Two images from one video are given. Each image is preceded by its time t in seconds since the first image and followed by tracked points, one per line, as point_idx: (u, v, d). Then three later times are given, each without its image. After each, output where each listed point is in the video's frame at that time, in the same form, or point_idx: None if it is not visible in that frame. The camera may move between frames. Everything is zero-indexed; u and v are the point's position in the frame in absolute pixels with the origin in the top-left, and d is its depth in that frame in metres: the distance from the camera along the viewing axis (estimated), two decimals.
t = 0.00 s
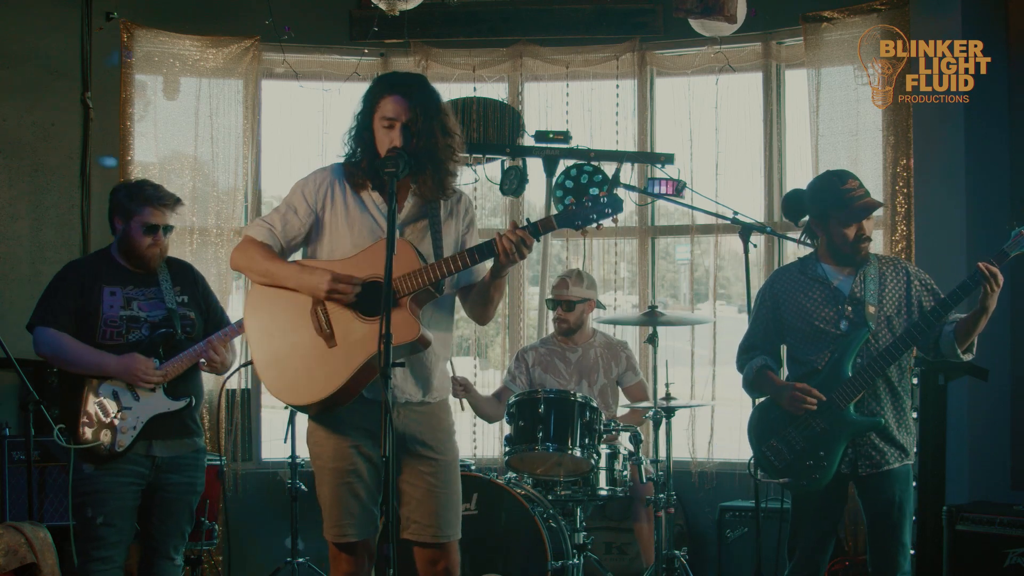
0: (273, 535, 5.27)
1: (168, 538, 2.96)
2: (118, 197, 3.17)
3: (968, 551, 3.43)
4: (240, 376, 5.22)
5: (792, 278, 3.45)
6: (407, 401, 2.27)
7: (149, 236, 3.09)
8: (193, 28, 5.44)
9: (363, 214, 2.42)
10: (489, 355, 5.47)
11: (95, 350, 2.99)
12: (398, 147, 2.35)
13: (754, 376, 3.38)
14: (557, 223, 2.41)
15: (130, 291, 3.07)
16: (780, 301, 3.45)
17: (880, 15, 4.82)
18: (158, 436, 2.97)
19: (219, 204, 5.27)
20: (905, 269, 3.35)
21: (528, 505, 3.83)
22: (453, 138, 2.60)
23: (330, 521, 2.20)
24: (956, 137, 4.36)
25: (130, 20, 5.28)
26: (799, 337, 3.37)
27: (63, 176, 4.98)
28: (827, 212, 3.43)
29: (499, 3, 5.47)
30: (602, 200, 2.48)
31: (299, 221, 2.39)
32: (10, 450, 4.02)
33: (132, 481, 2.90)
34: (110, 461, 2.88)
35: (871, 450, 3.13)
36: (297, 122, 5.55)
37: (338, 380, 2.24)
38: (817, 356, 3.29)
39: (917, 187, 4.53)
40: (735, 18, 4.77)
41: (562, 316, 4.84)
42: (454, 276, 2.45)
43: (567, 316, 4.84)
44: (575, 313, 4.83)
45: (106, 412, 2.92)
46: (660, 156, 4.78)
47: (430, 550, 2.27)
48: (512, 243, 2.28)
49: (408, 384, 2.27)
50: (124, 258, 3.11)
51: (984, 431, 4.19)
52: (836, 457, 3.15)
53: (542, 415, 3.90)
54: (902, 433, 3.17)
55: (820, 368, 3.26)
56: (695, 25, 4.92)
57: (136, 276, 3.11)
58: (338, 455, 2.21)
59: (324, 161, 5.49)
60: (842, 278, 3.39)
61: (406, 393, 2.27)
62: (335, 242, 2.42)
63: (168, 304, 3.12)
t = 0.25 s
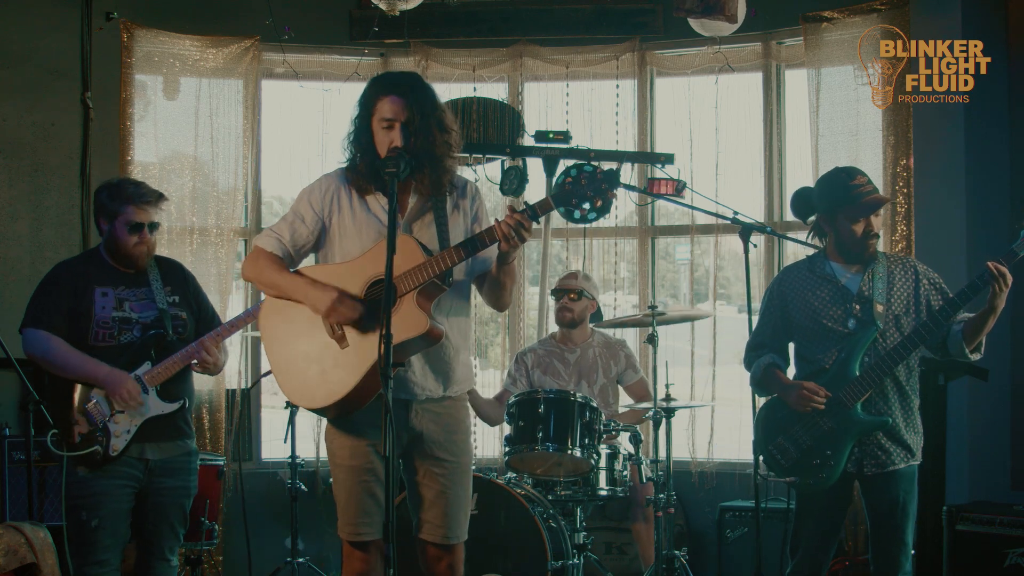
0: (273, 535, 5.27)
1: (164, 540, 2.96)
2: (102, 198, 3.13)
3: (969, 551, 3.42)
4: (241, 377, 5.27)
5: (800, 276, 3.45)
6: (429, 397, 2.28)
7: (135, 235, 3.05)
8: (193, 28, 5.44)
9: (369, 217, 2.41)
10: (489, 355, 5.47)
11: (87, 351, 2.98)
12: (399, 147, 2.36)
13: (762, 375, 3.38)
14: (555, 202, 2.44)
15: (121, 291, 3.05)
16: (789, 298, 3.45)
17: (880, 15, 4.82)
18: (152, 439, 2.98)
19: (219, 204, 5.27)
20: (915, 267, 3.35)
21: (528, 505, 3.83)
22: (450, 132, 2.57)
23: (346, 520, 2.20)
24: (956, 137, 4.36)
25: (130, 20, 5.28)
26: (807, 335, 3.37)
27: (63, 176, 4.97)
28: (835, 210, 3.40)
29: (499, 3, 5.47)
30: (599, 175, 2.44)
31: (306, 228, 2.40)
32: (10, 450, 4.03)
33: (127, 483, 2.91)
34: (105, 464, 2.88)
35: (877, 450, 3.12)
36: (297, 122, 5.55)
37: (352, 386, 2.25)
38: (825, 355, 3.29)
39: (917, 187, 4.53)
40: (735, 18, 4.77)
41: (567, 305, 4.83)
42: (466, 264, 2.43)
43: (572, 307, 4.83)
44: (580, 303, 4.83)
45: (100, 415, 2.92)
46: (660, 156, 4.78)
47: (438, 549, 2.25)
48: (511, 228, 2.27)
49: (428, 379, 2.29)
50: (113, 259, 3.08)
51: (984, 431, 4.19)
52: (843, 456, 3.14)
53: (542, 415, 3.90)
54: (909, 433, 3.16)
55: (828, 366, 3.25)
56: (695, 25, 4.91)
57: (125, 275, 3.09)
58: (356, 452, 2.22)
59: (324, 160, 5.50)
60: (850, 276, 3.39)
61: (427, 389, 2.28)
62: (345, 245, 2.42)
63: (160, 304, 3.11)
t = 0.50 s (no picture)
0: (273, 535, 5.27)
1: (160, 542, 2.97)
2: (92, 198, 3.12)
3: (969, 551, 3.42)
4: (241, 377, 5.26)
5: (803, 275, 3.42)
6: (440, 396, 2.27)
7: (127, 235, 3.06)
8: (193, 28, 5.44)
9: (373, 218, 2.41)
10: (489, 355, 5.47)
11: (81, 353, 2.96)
12: (399, 147, 2.36)
13: (764, 374, 3.38)
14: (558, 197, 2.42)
15: (116, 291, 3.04)
16: (791, 297, 3.43)
17: (880, 15, 4.82)
18: (146, 441, 2.96)
19: (219, 204, 5.27)
20: (917, 267, 3.32)
21: (528, 506, 3.82)
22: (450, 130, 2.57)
23: (353, 519, 2.19)
24: (956, 137, 4.36)
25: (130, 20, 5.28)
26: (810, 334, 3.36)
27: (63, 176, 4.97)
28: (840, 209, 3.39)
29: (499, 3, 5.47)
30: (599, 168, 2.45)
31: (311, 233, 2.40)
32: (10, 450, 4.03)
33: (124, 485, 2.90)
34: (100, 467, 2.86)
35: (879, 449, 3.11)
36: (297, 122, 5.55)
37: (360, 388, 2.26)
38: (827, 354, 3.28)
39: (916, 187, 4.53)
40: (735, 18, 4.77)
41: (578, 306, 4.83)
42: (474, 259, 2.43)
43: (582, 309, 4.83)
44: (589, 306, 4.84)
45: (95, 418, 2.91)
46: (660, 156, 4.78)
47: (443, 549, 2.25)
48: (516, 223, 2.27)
49: (438, 378, 2.28)
50: (107, 259, 3.07)
51: (984, 431, 4.19)
52: (844, 456, 3.14)
53: (542, 415, 3.89)
54: (911, 432, 3.15)
55: (830, 366, 3.25)
56: (695, 25, 4.92)
57: (120, 275, 3.09)
58: (366, 453, 2.22)
59: (324, 160, 5.50)
60: (853, 275, 3.36)
61: (438, 388, 2.27)
62: (352, 246, 2.43)
63: (155, 305, 3.10)
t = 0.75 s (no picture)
0: (273, 535, 5.27)
1: (163, 542, 2.97)
2: (92, 201, 3.11)
3: (969, 551, 3.42)
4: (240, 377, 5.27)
5: (802, 274, 3.42)
6: (435, 396, 2.27)
7: (127, 237, 3.04)
8: (193, 28, 5.44)
9: (371, 217, 2.41)
10: (489, 355, 5.47)
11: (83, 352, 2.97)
12: (399, 147, 2.35)
13: (762, 373, 3.37)
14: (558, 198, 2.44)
15: (118, 292, 3.04)
16: (790, 296, 3.43)
17: (880, 15, 4.82)
18: (147, 440, 2.96)
19: (219, 204, 5.27)
20: (915, 269, 3.34)
21: (528, 506, 3.83)
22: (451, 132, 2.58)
23: (352, 519, 2.19)
24: (956, 137, 4.36)
25: (130, 20, 5.28)
26: (808, 334, 3.35)
27: (63, 176, 4.97)
28: (838, 209, 3.39)
29: (499, 3, 5.47)
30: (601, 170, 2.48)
31: (308, 231, 2.40)
32: (10, 450, 4.03)
33: (127, 484, 2.90)
34: (100, 466, 2.87)
35: (875, 449, 3.11)
36: (297, 122, 5.55)
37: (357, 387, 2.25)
38: (825, 354, 3.28)
39: (916, 187, 4.53)
40: (735, 18, 4.77)
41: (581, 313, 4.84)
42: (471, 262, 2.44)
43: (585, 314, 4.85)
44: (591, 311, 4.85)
45: (95, 417, 2.91)
46: (660, 156, 4.78)
47: (442, 548, 2.26)
48: (519, 225, 2.28)
49: (433, 378, 2.28)
50: (109, 260, 3.07)
51: (984, 431, 4.19)
52: (840, 455, 3.14)
53: (542, 415, 3.89)
54: (908, 433, 3.15)
55: (828, 365, 3.25)
56: (695, 25, 4.92)
57: (122, 276, 3.08)
58: (361, 452, 2.22)
59: (324, 160, 5.50)
60: (852, 275, 3.36)
61: (433, 388, 2.27)
62: (349, 246, 2.41)
63: (157, 305, 3.09)
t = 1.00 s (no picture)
0: (273, 535, 5.27)
1: (170, 540, 2.94)
2: (102, 206, 3.12)
3: (969, 551, 3.42)
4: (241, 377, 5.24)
5: (794, 275, 3.43)
6: (419, 399, 2.27)
7: (137, 243, 3.06)
8: (193, 28, 5.44)
9: (365, 216, 2.41)
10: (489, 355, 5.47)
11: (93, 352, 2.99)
12: (400, 147, 2.36)
13: (752, 373, 3.37)
14: (558, 211, 2.41)
15: (127, 293, 3.06)
16: (781, 297, 3.44)
17: (880, 15, 4.82)
18: (156, 439, 2.95)
19: (219, 204, 5.27)
20: (905, 272, 3.35)
21: (528, 505, 3.83)
22: (451, 136, 2.59)
23: (340, 521, 2.19)
24: (956, 137, 4.36)
25: (130, 20, 5.28)
26: (799, 335, 3.36)
27: (63, 176, 4.97)
28: (830, 211, 3.40)
29: (499, 3, 5.47)
30: (602, 186, 2.49)
31: (300, 226, 2.39)
32: (10, 450, 4.03)
33: (133, 481, 2.89)
34: (108, 464, 2.86)
35: (864, 449, 3.11)
36: (297, 122, 5.55)
37: (345, 386, 2.24)
38: (814, 355, 3.28)
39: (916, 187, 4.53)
40: (735, 17, 4.77)
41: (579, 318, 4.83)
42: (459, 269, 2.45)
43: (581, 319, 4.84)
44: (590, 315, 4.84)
45: (104, 417, 2.92)
46: (660, 156, 4.77)
47: (437, 549, 2.26)
48: (519, 233, 2.30)
49: (418, 381, 2.27)
50: (119, 263, 3.09)
51: (984, 431, 4.19)
52: (828, 456, 3.15)
53: (542, 415, 3.89)
54: (896, 433, 3.15)
55: (817, 366, 3.24)
56: (695, 25, 4.91)
57: (133, 278, 3.10)
58: (348, 453, 2.21)
59: (324, 160, 5.50)
60: (843, 277, 3.36)
61: (417, 391, 2.27)
62: (340, 242, 2.42)
63: (167, 305, 3.10)
